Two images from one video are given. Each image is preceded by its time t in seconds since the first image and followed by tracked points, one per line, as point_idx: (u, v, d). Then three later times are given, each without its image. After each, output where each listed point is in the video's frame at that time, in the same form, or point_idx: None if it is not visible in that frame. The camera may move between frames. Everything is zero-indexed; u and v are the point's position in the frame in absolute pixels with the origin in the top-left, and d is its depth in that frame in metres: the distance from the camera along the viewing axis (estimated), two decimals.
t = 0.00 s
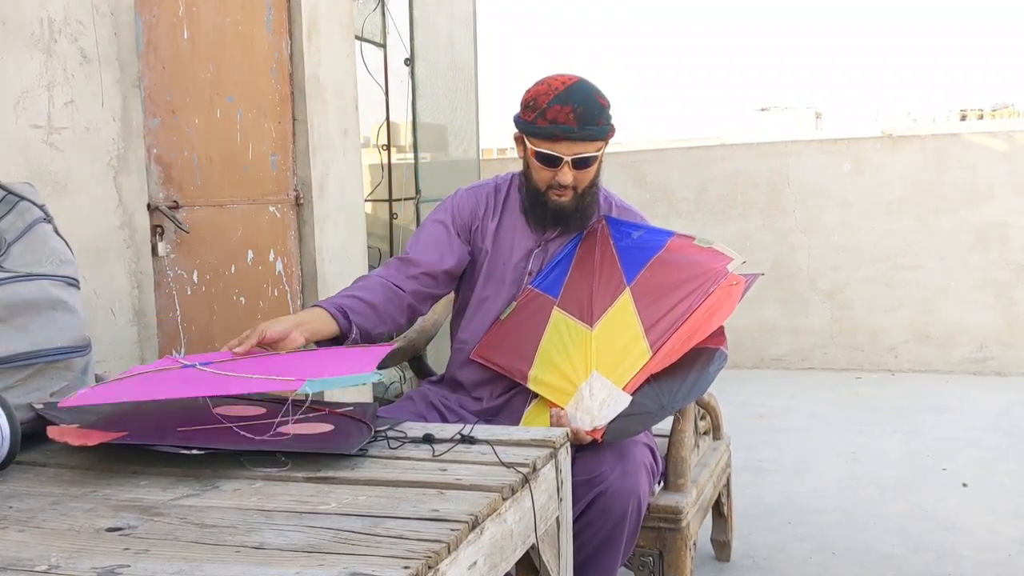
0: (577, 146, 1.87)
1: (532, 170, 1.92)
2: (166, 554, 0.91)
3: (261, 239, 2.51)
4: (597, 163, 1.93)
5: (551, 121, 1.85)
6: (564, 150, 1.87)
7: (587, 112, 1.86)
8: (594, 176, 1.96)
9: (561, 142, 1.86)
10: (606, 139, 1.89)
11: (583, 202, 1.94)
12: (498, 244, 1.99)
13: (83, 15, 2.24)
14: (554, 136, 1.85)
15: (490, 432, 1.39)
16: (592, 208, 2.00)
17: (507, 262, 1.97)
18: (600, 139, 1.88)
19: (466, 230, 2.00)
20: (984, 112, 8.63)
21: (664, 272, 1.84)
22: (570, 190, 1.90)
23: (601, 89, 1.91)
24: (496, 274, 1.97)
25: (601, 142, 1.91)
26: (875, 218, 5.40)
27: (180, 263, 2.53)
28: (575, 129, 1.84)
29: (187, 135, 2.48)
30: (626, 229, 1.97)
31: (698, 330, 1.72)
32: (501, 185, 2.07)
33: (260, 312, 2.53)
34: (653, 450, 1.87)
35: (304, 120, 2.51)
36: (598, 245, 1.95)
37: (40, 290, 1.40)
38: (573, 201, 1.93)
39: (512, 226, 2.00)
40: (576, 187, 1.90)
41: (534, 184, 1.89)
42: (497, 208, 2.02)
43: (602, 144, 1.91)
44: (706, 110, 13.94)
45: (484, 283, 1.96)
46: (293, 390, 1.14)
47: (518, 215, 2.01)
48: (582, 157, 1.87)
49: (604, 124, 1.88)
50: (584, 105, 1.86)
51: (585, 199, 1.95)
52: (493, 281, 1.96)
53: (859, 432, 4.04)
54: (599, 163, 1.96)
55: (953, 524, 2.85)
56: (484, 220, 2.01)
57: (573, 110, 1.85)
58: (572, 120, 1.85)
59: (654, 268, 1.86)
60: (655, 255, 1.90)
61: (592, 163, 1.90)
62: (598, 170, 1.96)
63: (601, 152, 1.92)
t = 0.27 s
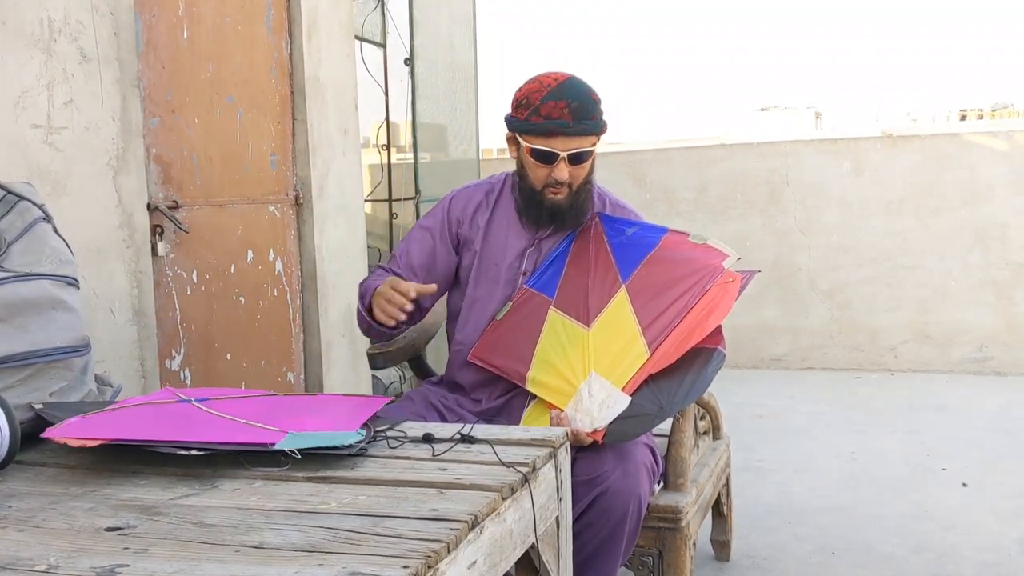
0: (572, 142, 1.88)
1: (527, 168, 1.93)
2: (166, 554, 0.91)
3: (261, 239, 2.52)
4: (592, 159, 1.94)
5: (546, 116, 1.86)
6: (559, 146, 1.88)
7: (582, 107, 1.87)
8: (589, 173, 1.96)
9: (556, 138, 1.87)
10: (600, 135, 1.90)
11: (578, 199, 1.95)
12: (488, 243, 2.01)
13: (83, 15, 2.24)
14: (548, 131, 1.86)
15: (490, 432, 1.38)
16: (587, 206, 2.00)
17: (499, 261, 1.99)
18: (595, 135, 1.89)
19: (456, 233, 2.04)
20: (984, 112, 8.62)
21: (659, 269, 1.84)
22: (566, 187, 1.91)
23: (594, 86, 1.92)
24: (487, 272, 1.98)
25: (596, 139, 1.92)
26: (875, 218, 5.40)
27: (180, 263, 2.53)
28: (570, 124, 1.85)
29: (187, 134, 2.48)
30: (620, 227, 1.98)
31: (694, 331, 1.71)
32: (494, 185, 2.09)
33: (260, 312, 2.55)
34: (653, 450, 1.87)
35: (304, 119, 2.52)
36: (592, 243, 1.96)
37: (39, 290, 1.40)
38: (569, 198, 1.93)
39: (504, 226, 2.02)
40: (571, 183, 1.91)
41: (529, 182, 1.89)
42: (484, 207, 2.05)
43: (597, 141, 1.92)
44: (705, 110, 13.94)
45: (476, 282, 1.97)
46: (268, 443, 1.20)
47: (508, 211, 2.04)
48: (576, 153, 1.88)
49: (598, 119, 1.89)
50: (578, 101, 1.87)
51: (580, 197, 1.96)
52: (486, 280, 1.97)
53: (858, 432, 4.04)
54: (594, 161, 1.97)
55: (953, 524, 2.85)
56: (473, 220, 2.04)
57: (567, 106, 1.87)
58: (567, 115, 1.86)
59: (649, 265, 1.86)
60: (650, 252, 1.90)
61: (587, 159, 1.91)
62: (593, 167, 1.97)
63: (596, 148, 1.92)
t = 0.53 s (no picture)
0: (561, 135, 1.88)
1: (518, 164, 1.94)
2: (166, 553, 0.91)
3: (261, 239, 2.53)
4: (584, 153, 1.94)
5: (534, 109, 1.87)
6: (548, 139, 1.88)
7: (570, 100, 1.87)
8: (581, 167, 1.96)
9: (545, 131, 1.88)
10: (590, 128, 1.90)
11: (571, 195, 1.95)
12: (483, 241, 2.05)
13: (83, 15, 2.24)
14: (537, 124, 1.86)
15: (490, 431, 1.39)
16: (580, 200, 2.00)
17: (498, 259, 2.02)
18: (584, 128, 1.89)
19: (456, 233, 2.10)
20: (984, 112, 8.61)
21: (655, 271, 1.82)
22: (557, 181, 1.91)
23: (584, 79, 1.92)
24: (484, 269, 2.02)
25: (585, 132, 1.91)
26: (874, 218, 5.40)
27: (180, 262, 2.53)
28: (558, 116, 1.85)
29: (187, 134, 2.48)
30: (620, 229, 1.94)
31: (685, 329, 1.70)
32: (489, 188, 2.12)
33: (260, 312, 2.55)
34: (653, 449, 1.88)
35: (304, 118, 2.52)
36: (591, 245, 1.93)
37: (40, 290, 1.40)
38: (560, 194, 1.93)
39: (497, 224, 2.06)
40: (562, 177, 1.91)
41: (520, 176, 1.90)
42: (480, 206, 2.09)
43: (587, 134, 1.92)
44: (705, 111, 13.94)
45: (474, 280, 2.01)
46: (272, 440, 1.19)
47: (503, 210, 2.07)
48: (565, 146, 1.88)
49: (587, 112, 1.89)
50: (566, 93, 1.87)
51: (573, 192, 1.96)
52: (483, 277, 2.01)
53: (858, 432, 4.04)
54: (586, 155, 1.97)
55: (953, 524, 2.85)
56: (469, 219, 2.09)
57: (555, 99, 1.87)
58: (555, 108, 1.86)
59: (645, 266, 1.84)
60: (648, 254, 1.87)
61: (577, 153, 1.91)
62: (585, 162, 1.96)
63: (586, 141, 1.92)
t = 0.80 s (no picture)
0: (552, 120, 1.94)
1: (513, 151, 2.00)
2: (166, 554, 0.91)
3: (261, 239, 2.52)
4: (577, 145, 1.98)
5: (528, 93, 1.94)
6: (539, 124, 1.94)
7: (563, 87, 1.94)
8: (575, 161, 2.00)
9: (537, 115, 1.94)
10: (582, 117, 1.95)
11: (562, 187, 1.99)
12: (483, 239, 2.05)
13: (83, 15, 2.24)
14: (529, 107, 1.94)
15: (490, 431, 1.38)
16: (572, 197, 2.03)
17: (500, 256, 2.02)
18: (575, 115, 1.94)
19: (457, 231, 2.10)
20: (984, 113, 8.61)
21: (653, 269, 1.80)
22: (546, 167, 1.95)
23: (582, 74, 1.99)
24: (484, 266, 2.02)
25: (578, 122, 1.97)
26: (874, 218, 5.40)
27: (180, 263, 2.53)
28: (549, 100, 1.92)
29: (186, 134, 2.48)
30: (607, 213, 1.92)
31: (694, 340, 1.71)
32: (485, 188, 2.13)
33: (260, 312, 2.55)
34: (654, 450, 1.87)
35: (304, 118, 2.52)
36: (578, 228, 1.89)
37: (39, 290, 1.40)
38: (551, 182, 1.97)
39: (496, 222, 2.06)
40: (552, 164, 1.95)
41: (511, 159, 1.96)
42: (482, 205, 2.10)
43: (580, 124, 1.97)
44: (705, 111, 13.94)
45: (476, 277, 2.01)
46: (271, 440, 1.19)
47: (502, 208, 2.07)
48: (555, 130, 1.93)
49: (580, 101, 1.95)
50: (561, 81, 1.94)
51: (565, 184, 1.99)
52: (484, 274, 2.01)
53: (858, 432, 4.05)
54: (580, 149, 2.01)
55: (953, 524, 2.85)
56: (471, 217, 2.09)
57: (550, 85, 1.94)
58: (548, 92, 1.93)
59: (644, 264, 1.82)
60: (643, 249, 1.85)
61: (569, 141, 1.95)
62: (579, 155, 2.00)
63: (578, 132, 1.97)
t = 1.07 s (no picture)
0: (545, 105, 2.01)
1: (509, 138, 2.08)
2: (165, 555, 0.91)
3: (260, 240, 2.51)
4: (570, 135, 2.02)
5: (526, 79, 2.04)
6: (532, 107, 2.01)
7: (560, 76, 2.02)
8: (567, 152, 2.03)
9: (531, 99, 2.02)
10: (574, 106, 2.01)
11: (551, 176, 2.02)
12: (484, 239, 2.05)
13: (83, 15, 2.25)
14: (525, 92, 2.02)
15: (489, 433, 1.38)
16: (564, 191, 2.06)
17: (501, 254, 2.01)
18: (568, 103, 2.01)
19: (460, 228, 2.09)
20: (984, 113, 8.60)
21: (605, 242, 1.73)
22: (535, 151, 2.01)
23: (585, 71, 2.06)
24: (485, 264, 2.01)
25: (572, 112, 2.02)
26: (874, 218, 5.40)
27: (179, 263, 2.54)
28: (543, 85, 2.01)
29: (185, 135, 2.48)
30: (505, 163, 1.83)
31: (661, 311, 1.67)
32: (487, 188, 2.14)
33: (259, 312, 2.54)
34: (653, 450, 1.88)
35: (304, 119, 2.51)
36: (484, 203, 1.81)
37: (39, 291, 1.40)
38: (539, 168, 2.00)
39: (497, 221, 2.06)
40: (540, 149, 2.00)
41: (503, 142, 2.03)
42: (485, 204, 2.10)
43: (573, 114, 2.02)
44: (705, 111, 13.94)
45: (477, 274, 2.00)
46: (269, 442, 1.19)
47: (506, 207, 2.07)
48: (545, 113, 1.99)
49: (575, 91, 2.02)
50: (558, 71, 2.02)
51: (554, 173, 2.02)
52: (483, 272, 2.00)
53: (858, 432, 4.05)
54: (575, 141, 2.04)
55: (953, 524, 2.85)
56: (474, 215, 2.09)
57: (547, 73, 2.02)
58: (544, 79, 2.02)
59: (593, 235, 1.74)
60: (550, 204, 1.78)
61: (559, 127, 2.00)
62: (572, 148, 2.03)
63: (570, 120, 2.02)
